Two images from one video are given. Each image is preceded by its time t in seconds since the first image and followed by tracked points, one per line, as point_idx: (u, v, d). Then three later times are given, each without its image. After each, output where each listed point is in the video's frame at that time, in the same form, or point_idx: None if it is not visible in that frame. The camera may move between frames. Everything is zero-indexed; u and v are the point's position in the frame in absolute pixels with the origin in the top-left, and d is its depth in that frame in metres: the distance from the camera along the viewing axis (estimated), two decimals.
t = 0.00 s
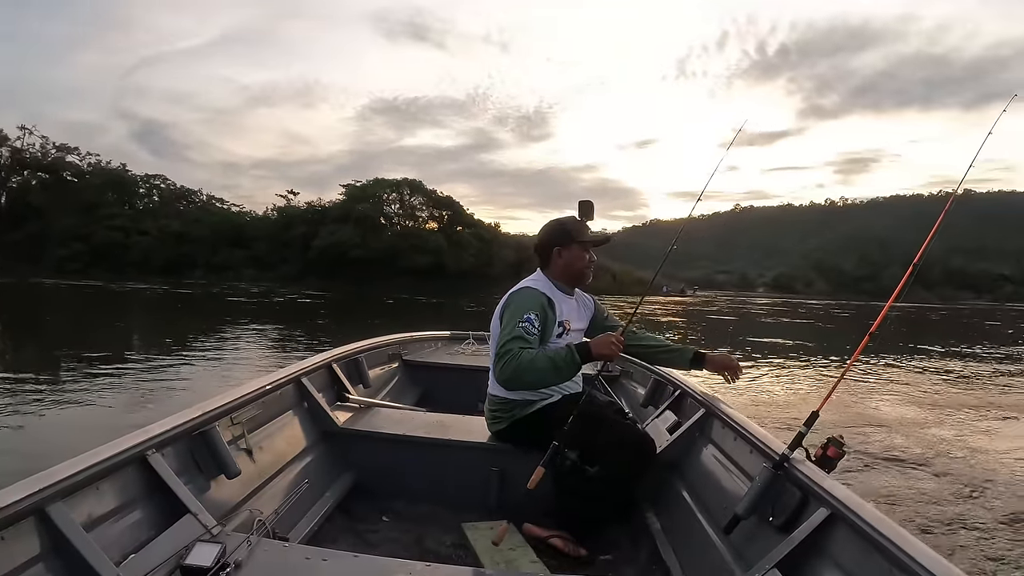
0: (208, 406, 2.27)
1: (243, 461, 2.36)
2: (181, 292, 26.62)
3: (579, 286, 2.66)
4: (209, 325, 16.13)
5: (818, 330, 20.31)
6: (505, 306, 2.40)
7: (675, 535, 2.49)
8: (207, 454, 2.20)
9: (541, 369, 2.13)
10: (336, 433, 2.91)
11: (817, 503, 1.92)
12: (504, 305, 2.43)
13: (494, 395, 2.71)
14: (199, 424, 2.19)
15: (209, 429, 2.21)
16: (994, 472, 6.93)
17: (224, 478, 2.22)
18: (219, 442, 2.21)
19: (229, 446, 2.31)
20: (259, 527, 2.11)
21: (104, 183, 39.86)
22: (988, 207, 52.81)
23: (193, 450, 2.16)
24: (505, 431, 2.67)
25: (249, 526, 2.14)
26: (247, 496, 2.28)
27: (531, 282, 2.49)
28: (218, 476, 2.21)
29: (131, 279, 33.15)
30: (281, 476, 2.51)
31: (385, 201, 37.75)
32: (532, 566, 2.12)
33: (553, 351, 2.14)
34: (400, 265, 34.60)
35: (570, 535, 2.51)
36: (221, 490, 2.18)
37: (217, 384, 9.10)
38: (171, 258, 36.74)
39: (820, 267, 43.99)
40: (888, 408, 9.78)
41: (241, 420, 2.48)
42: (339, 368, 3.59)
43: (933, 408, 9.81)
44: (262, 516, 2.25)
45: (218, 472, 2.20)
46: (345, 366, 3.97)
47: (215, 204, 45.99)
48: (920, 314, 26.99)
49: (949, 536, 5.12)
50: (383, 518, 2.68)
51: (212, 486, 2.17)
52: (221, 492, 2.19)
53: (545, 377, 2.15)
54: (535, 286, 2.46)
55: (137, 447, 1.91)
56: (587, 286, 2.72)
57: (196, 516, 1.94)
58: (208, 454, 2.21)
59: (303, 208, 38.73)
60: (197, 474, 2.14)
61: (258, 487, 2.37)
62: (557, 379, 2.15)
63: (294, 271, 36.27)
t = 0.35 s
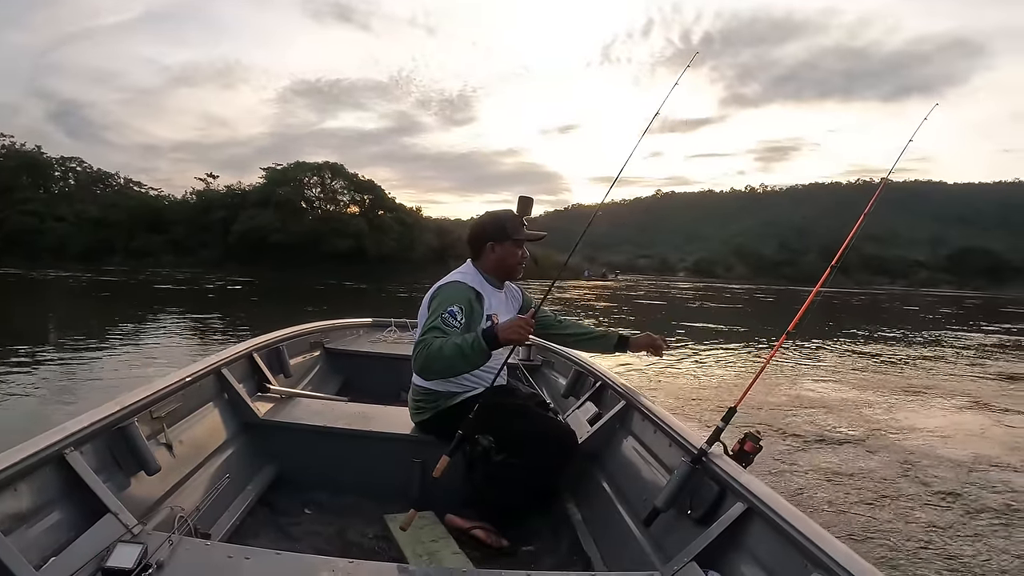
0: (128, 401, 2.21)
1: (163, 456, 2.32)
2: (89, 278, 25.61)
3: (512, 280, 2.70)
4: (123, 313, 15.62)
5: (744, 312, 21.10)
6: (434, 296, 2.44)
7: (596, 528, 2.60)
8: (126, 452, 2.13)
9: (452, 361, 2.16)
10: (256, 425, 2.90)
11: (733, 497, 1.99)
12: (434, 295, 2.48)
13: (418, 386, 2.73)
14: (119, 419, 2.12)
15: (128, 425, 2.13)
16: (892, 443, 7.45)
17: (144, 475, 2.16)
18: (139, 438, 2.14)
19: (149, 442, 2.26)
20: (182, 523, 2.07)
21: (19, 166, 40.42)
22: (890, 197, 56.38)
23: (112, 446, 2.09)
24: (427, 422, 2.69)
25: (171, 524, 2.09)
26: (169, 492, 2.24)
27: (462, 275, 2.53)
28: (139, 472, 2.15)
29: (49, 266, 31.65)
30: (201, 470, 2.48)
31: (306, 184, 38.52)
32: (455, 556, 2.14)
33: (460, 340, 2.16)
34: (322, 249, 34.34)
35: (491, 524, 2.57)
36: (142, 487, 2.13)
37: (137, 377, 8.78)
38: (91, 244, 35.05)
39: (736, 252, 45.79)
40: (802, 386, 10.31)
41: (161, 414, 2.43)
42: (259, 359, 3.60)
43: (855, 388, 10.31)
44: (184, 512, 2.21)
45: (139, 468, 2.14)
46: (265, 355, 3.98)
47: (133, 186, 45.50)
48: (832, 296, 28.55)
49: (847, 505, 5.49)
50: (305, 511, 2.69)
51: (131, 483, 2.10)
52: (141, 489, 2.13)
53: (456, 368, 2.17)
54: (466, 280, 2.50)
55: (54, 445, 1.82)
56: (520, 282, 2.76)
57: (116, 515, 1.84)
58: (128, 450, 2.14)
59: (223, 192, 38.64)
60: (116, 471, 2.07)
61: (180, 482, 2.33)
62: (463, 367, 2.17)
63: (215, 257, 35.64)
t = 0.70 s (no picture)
0: (105, 395, 2.20)
1: (141, 450, 2.31)
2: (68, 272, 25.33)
3: (479, 269, 2.72)
4: (101, 306, 15.53)
5: (728, 305, 21.26)
6: (410, 289, 2.45)
7: (579, 523, 2.62)
8: (101, 445, 2.11)
9: (430, 357, 2.15)
10: (235, 419, 2.89)
11: (717, 492, 2.01)
12: (409, 288, 2.48)
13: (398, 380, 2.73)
14: (95, 413, 2.11)
15: (104, 419, 2.12)
16: (870, 432, 7.55)
17: (120, 470, 2.15)
18: (115, 433, 2.12)
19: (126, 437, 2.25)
20: (159, 518, 2.07)
21: None
22: (872, 190, 56.93)
23: (88, 441, 2.08)
24: (407, 415, 2.70)
25: (149, 520, 2.08)
26: (146, 486, 2.24)
27: (436, 267, 2.54)
28: (116, 468, 2.14)
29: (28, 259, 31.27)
30: (179, 465, 2.47)
31: (286, 175, 38.74)
32: (436, 551, 2.13)
33: (431, 339, 2.16)
34: (303, 242, 34.17)
35: (472, 519, 2.57)
36: (119, 483, 2.12)
37: (119, 371, 8.73)
38: (70, 237, 34.69)
39: (717, 243, 46.00)
40: (783, 377, 10.40)
41: (137, 407, 2.41)
42: (238, 350, 3.59)
43: (836, 380, 10.41)
44: (162, 508, 2.21)
45: (116, 464, 2.13)
46: (245, 348, 3.96)
47: (112, 178, 45.31)
48: (814, 289, 28.83)
49: (826, 492, 5.56)
50: (285, 506, 2.68)
51: (108, 478, 2.10)
52: (118, 484, 2.11)
53: (433, 364, 2.16)
54: (440, 272, 2.52)
55: (28, 441, 1.80)
56: (487, 270, 2.79)
57: (92, 511, 1.81)
58: (105, 446, 2.13)
59: (202, 182, 38.58)
60: (92, 466, 2.06)
61: (157, 477, 2.33)
62: (437, 367, 2.17)
63: (195, 249, 35.41)
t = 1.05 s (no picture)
0: (103, 385, 2.19)
1: (139, 441, 2.31)
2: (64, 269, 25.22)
3: (464, 258, 2.73)
4: (98, 303, 15.52)
5: (725, 301, 21.31)
6: (399, 285, 2.45)
7: (579, 512, 2.64)
8: (100, 436, 2.11)
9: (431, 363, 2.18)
10: (233, 410, 2.90)
11: (718, 477, 2.01)
12: (398, 284, 2.48)
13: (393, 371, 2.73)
14: (93, 403, 2.10)
15: (102, 410, 2.11)
16: (866, 427, 7.57)
17: (119, 460, 2.14)
18: (113, 422, 2.12)
19: (123, 427, 2.25)
20: (157, 508, 2.07)
21: None
22: (869, 188, 56.95)
23: (86, 431, 2.07)
24: (405, 407, 2.70)
25: (147, 509, 2.08)
26: (145, 477, 2.24)
27: (422, 259, 2.53)
28: (114, 458, 2.14)
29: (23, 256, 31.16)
30: (177, 457, 2.46)
31: (283, 172, 38.66)
32: (437, 544, 2.16)
33: (428, 355, 2.16)
34: (299, 239, 34.11)
35: (471, 509, 2.59)
36: (116, 473, 2.11)
37: (117, 367, 8.75)
38: (66, 235, 34.59)
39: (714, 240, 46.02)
40: (780, 372, 10.42)
41: (135, 399, 2.40)
42: (237, 344, 3.59)
43: (832, 375, 10.46)
44: (161, 498, 2.21)
45: (113, 453, 2.13)
46: (242, 341, 3.96)
47: (108, 175, 45.27)
48: (810, 286, 28.90)
49: (822, 487, 5.57)
50: (284, 498, 2.69)
51: (106, 469, 2.09)
52: (116, 474, 2.11)
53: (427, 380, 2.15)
54: (428, 264, 2.51)
55: (24, 432, 1.79)
56: (473, 256, 2.80)
57: (91, 500, 1.81)
58: (103, 436, 2.12)
59: (199, 179, 38.42)
60: (90, 456, 2.06)
61: (156, 468, 2.33)
62: (434, 382, 2.17)
63: (192, 246, 35.35)
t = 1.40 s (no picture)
0: (103, 391, 2.18)
1: (140, 446, 2.30)
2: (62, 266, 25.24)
3: (457, 256, 2.73)
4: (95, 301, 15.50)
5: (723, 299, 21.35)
6: (396, 288, 2.45)
7: (583, 510, 2.64)
8: (101, 441, 2.11)
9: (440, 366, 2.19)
10: (234, 412, 2.89)
11: (722, 474, 2.02)
12: (397, 284, 2.48)
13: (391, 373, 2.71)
14: (94, 409, 2.10)
15: (103, 415, 2.11)
16: (867, 423, 7.56)
17: (121, 465, 2.14)
18: (115, 428, 2.11)
19: (125, 432, 2.24)
20: (161, 513, 2.07)
21: None
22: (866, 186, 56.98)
23: (88, 439, 2.07)
24: (404, 408, 2.70)
25: (150, 515, 2.08)
26: (147, 482, 2.24)
27: (415, 260, 2.53)
28: (115, 463, 2.13)
29: (19, 253, 31.05)
30: (178, 460, 2.46)
31: (281, 169, 38.57)
32: (439, 541, 2.13)
33: (431, 368, 2.15)
34: (297, 237, 34.08)
35: (475, 508, 2.59)
36: (118, 479, 2.11)
37: (114, 366, 8.75)
38: (63, 232, 34.50)
39: (712, 239, 46.03)
40: (779, 370, 10.44)
41: (136, 403, 2.40)
42: (236, 345, 3.59)
43: (831, 373, 10.46)
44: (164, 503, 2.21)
45: (114, 459, 2.12)
46: (242, 343, 3.96)
47: (106, 172, 45.18)
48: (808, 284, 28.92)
49: (822, 483, 5.56)
50: (287, 499, 2.69)
51: (108, 474, 2.08)
52: (118, 479, 2.10)
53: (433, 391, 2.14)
54: (424, 264, 2.51)
55: (26, 438, 1.79)
56: (466, 250, 2.82)
57: (94, 507, 1.80)
58: (104, 442, 2.12)
59: (197, 177, 38.46)
60: (92, 462, 2.05)
61: (157, 473, 2.32)
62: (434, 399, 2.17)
63: (189, 244, 35.26)
